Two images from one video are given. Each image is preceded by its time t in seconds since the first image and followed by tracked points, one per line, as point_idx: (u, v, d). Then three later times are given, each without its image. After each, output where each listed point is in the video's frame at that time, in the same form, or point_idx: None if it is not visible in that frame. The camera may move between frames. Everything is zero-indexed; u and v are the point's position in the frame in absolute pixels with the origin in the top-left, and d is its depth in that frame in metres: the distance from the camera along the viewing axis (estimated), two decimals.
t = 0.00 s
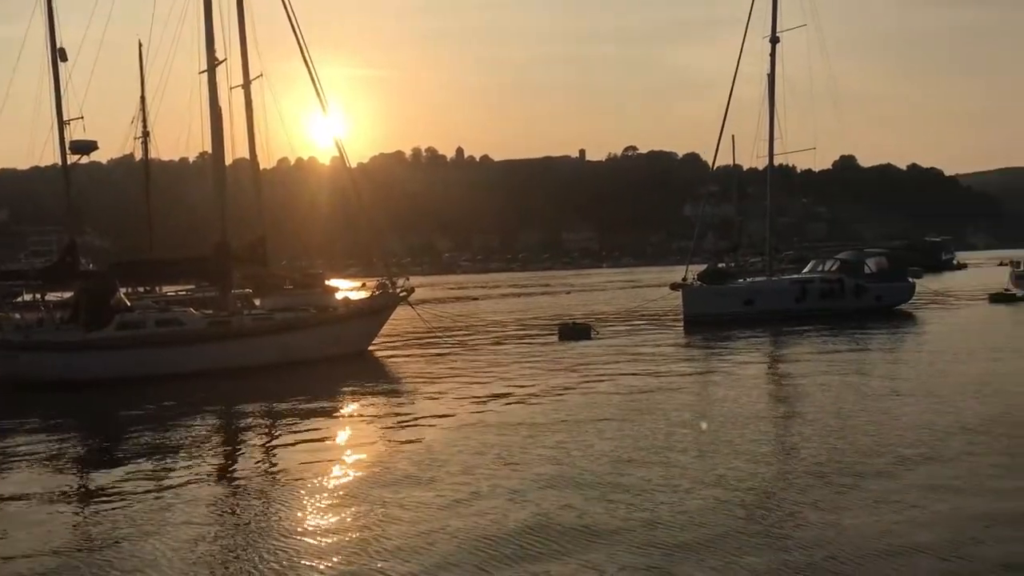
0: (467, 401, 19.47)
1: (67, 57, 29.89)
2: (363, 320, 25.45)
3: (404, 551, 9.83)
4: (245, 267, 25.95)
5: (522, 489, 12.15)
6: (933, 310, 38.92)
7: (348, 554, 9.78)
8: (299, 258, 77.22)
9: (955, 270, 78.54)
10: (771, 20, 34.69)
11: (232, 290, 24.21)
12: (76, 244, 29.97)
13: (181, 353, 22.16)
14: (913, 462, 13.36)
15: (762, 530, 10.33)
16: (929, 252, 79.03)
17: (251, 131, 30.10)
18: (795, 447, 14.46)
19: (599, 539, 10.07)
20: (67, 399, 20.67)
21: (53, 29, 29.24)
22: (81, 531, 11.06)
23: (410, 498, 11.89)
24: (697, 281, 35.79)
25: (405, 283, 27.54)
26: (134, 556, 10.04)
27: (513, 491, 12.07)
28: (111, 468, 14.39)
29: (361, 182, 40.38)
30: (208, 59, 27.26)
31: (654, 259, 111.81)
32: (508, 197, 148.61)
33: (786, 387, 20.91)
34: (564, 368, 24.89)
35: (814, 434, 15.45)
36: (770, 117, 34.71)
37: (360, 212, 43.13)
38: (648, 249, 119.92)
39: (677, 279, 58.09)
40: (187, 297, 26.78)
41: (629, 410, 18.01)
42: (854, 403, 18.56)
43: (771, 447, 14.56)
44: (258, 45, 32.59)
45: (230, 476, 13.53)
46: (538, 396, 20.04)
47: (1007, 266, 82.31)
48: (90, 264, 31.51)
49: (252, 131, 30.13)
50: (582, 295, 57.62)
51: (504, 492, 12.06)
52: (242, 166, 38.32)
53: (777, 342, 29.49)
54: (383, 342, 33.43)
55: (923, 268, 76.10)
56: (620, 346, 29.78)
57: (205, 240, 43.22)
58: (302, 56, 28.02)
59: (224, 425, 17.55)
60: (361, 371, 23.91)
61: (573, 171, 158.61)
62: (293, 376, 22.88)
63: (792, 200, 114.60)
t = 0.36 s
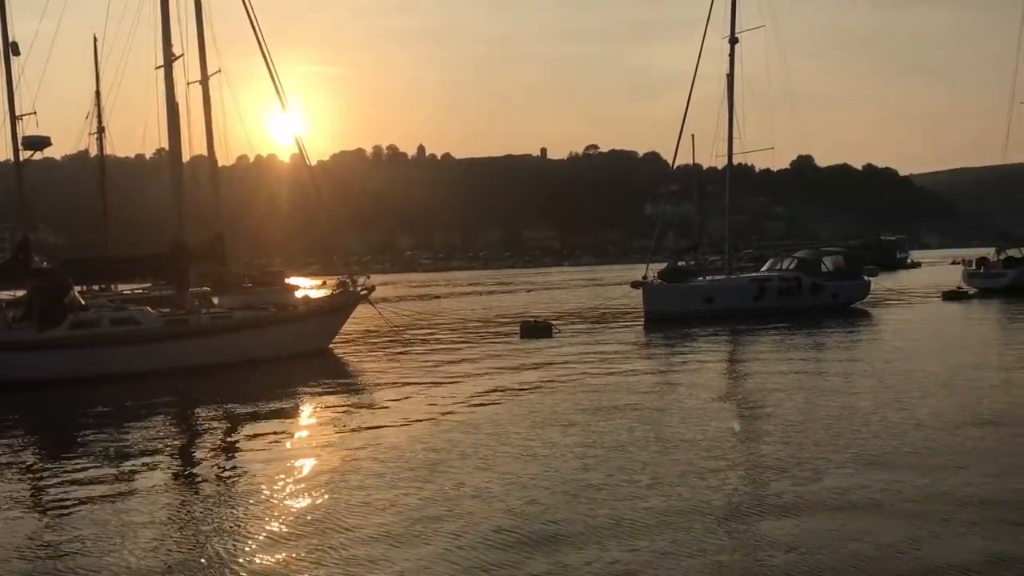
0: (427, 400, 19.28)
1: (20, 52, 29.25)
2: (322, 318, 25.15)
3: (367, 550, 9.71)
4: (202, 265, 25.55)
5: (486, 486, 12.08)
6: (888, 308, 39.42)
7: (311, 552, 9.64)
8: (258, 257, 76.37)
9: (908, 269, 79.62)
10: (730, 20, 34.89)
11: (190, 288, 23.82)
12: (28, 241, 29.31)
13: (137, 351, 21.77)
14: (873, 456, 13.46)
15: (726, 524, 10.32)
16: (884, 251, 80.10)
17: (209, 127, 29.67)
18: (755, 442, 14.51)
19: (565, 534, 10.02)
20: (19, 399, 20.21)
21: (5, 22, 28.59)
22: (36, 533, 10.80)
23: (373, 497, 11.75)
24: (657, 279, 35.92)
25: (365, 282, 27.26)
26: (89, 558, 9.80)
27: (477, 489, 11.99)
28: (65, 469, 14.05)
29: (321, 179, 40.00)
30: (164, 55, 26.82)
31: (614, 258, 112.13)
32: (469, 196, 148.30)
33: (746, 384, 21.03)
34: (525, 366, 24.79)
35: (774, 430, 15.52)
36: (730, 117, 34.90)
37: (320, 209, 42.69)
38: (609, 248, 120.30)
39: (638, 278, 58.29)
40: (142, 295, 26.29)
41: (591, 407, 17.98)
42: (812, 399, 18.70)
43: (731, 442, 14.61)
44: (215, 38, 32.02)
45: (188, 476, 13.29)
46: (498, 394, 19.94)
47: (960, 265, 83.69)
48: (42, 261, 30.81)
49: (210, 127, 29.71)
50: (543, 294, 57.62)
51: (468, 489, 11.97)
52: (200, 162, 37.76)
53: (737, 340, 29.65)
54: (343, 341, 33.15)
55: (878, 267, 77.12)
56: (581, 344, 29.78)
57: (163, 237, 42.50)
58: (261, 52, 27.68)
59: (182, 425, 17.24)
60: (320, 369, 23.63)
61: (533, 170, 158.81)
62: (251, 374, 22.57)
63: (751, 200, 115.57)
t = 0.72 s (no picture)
0: (380, 399, 19.10)
1: None
2: (273, 317, 24.81)
3: (324, 550, 9.58)
4: (150, 263, 25.05)
5: (442, 484, 11.99)
6: (836, 305, 39.98)
7: (266, 553, 9.48)
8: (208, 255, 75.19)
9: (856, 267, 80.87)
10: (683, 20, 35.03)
11: (138, 287, 23.35)
12: None
13: (83, 351, 21.28)
14: (824, 451, 13.56)
15: (680, 518, 10.33)
16: (832, 250, 81.28)
17: (157, 123, 29.11)
18: (709, 438, 14.57)
19: (523, 530, 9.98)
20: None
21: None
22: None
23: (328, 496, 11.59)
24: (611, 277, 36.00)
25: (317, 281, 26.96)
26: (36, 562, 9.53)
27: (432, 487, 11.89)
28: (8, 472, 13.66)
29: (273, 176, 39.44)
30: (111, 48, 26.24)
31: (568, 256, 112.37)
32: (422, 194, 147.55)
33: (699, 380, 21.12)
34: (479, 364, 24.70)
35: (727, 425, 15.58)
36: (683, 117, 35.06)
37: (271, 206, 42.14)
38: (563, 246, 120.58)
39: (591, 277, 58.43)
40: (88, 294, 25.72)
41: (546, 404, 17.95)
42: (765, 395, 18.85)
43: (684, 438, 14.67)
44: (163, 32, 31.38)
45: (137, 478, 13.00)
46: (451, 392, 19.83)
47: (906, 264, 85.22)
48: None
49: (158, 124, 29.15)
50: (497, 292, 57.52)
51: (423, 487, 11.86)
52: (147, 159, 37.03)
53: (691, 337, 29.82)
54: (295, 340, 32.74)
55: (827, 266, 78.20)
56: (535, 342, 29.75)
57: (108, 234, 41.63)
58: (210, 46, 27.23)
59: (129, 426, 16.87)
60: (272, 368, 23.30)
61: (487, 169, 158.60)
62: (201, 373, 22.18)
63: (703, 199, 116.54)
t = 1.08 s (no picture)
0: (330, 401, 18.85)
1: None
2: (220, 319, 24.38)
3: (279, 552, 9.37)
4: (93, 264, 24.46)
5: (396, 484, 11.83)
6: (784, 304, 40.42)
7: (218, 558, 9.23)
8: (152, 256, 73.73)
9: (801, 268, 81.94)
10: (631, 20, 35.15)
11: (80, 289, 22.79)
12: None
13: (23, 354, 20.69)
14: (776, 447, 13.65)
15: (634, 513, 10.31)
16: (778, 250, 82.27)
17: (99, 120, 28.47)
18: (660, 435, 14.59)
19: (482, 529, 9.87)
20: None
21: None
22: None
23: (281, 499, 11.37)
24: (562, 277, 36.01)
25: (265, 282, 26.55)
26: None
27: (387, 487, 11.73)
28: None
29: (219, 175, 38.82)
30: (51, 44, 25.58)
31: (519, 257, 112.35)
32: (372, 195, 146.57)
33: (650, 379, 21.19)
34: (431, 364, 24.52)
35: (678, 423, 15.63)
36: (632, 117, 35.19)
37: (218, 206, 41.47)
38: (513, 247, 120.59)
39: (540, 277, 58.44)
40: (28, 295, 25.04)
41: (497, 404, 17.85)
42: (714, 393, 18.96)
43: (636, 436, 14.65)
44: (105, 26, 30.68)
45: (80, 484, 12.62)
46: (401, 393, 19.63)
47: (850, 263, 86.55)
48: None
49: (100, 122, 28.52)
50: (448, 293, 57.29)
51: (378, 488, 11.69)
52: (90, 157, 36.21)
53: (642, 337, 29.91)
54: (242, 342, 32.27)
55: (773, 266, 79.13)
56: (487, 342, 29.62)
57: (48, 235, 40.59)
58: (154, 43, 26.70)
59: (71, 431, 16.42)
60: (218, 370, 22.88)
61: (436, 170, 158.03)
62: (146, 376, 21.70)
63: (653, 199, 117.32)
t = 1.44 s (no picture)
0: (280, 404, 18.57)
1: None
2: (167, 321, 23.94)
3: (234, 556, 9.22)
4: (36, 265, 23.88)
5: (352, 486, 11.71)
6: (734, 304, 40.80)
7: (169, 564, 9.03)
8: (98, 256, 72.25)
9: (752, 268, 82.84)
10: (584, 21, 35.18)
11: (23, 290, 22.23)
12: None
13: None
14: (730, 444, 13.74)
15: (592, 512, 10.30)
16: (729, 251, 83.00)
17: (42, 118, 27.82)
18: (614, 434, 14.59)
19: (440, 529, 9.81)
20: None
21: None
22: None
23: (233, 503, 11.18)
24: (515, 277, 35.97)
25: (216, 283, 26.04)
26: None
27: (342, 489, 11.59)
28: None
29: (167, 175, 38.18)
30: None
31: (472, 257, 112.20)
32: (323, 195, 145.35)
33: (603, 378, 21.21)
34: (383, 366, 24.32)
35: (631, 422, 15.64)
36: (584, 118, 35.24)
37: (165, 206, 40.76)
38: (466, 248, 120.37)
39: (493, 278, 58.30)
40: None
41: (450, 405, 17.74)
42: (667, 391, 19.03)
43: (590, 434, 14.66)
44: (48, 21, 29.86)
45: (23, 491, 12.29)
46: (354, 395, 19.42)
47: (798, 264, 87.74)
48: None
49: (43, 121, 27.87)
50: (401, 294, 56.99)
51: (333, 490, 11.54)
52: (32, 157, 35.37)
53: (594, 337, 29.96)
54: (191, 344, 31.76)
55: (724, 266, 79.97)
56: (441, 343, 29.47)
57: None
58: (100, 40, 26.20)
59: (13, 437, 15.99)
60: (166, 373, 22.45)
61: (388, 171, 157.24)
62: (91, 380, 21.24)
63: (606, 200, 117.88)
